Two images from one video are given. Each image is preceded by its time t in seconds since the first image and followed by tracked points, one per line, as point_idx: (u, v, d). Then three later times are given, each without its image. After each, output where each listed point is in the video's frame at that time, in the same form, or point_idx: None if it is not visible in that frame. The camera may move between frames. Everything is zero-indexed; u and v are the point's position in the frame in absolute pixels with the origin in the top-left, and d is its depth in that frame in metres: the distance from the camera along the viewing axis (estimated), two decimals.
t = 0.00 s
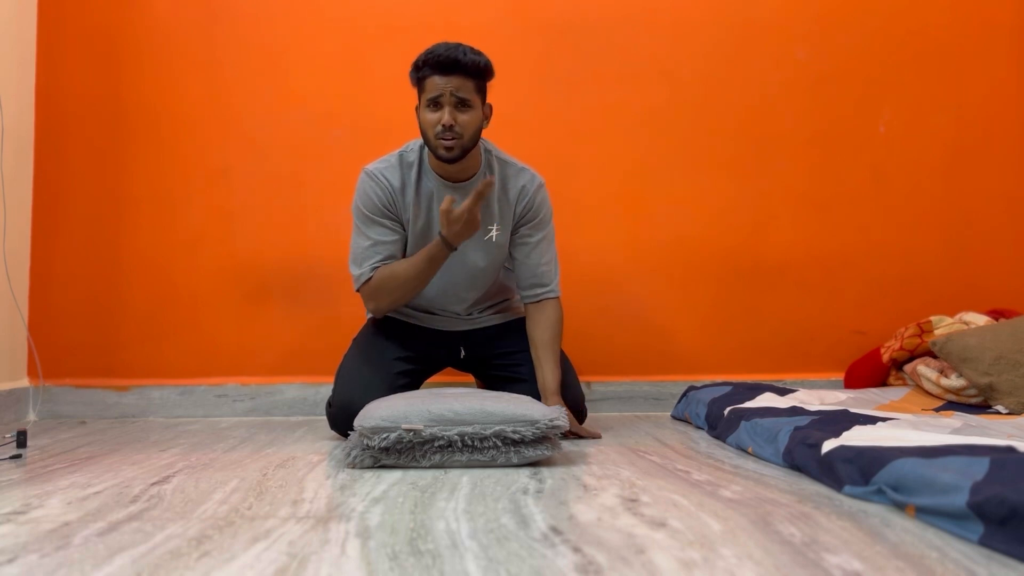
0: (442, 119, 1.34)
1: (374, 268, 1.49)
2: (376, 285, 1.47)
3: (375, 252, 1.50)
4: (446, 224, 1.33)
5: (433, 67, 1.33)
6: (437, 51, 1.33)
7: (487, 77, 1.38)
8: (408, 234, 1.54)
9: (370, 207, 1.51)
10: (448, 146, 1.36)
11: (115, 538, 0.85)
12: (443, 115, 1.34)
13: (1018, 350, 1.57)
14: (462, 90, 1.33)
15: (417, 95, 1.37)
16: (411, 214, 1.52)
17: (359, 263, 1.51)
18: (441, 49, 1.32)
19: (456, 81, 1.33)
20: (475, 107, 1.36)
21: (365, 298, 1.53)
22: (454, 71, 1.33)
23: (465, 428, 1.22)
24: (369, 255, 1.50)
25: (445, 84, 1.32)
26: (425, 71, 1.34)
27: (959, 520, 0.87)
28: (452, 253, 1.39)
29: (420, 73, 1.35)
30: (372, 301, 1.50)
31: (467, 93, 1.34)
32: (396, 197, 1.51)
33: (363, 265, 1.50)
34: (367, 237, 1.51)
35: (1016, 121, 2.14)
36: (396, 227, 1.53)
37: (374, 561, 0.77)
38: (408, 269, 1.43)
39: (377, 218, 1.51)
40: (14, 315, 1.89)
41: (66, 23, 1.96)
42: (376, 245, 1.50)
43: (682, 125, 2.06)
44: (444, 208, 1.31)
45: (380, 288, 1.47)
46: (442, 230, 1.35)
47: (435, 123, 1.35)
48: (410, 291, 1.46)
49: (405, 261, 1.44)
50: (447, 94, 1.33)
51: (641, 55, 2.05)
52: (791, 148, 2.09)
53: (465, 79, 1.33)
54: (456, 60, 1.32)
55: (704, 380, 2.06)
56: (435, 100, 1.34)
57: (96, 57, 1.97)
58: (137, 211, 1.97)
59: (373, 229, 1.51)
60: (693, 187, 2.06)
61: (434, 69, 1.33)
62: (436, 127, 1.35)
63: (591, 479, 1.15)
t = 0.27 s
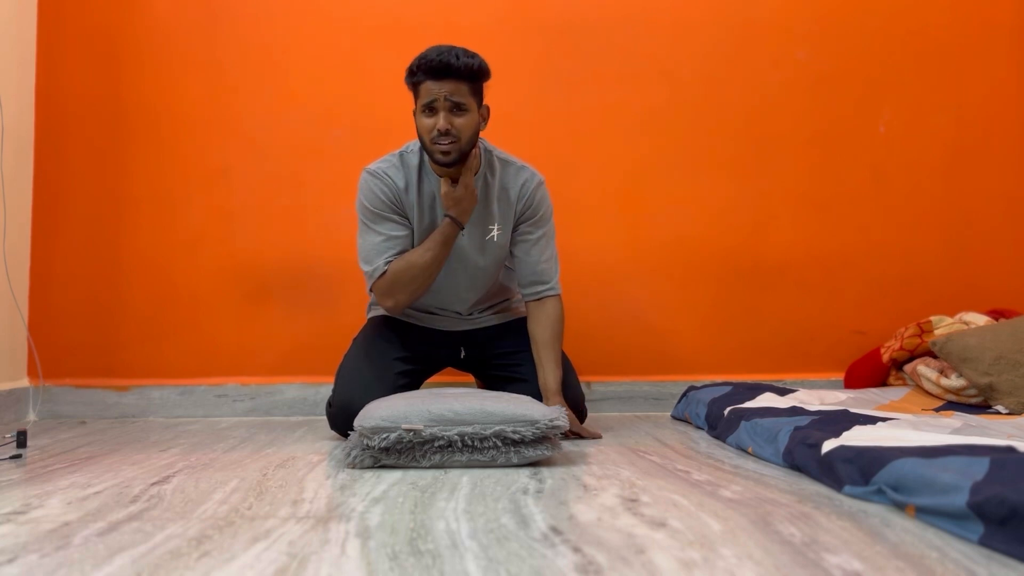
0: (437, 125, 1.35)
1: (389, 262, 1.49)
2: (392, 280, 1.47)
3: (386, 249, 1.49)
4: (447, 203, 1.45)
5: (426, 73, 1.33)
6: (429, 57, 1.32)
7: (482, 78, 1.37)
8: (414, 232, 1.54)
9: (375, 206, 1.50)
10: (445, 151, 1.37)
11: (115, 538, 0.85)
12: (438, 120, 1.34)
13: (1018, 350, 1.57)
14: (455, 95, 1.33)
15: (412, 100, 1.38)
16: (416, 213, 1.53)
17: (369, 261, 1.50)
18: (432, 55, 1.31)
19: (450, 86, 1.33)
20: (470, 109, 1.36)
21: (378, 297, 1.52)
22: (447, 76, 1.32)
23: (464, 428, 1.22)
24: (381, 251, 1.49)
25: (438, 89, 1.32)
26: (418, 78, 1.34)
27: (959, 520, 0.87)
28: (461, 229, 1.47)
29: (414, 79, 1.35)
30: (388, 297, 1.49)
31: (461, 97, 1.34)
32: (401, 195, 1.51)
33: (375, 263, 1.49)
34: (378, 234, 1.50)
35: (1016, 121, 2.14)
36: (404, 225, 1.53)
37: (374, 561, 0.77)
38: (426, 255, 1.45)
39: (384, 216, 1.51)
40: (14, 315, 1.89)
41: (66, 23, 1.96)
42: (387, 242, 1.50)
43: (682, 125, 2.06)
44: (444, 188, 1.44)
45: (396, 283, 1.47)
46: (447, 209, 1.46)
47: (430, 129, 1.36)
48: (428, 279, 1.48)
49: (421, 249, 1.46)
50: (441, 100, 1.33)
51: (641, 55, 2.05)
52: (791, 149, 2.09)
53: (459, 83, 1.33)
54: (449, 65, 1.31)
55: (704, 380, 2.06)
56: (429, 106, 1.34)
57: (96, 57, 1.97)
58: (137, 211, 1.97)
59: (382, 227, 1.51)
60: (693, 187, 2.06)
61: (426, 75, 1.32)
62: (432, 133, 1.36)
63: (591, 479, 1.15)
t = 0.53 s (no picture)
0: (443, 133, 1.33)
1: (392, 265, 1.49)
2: (395, 284, 1.47)
3: (389, 252, 1.50)
4: (449, 206, 1.44)
5: (433, 79, 1.31)
6: (437, 63, 1.30)
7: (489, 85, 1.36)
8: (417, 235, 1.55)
9: (377, 209, 1.51)
10: (450, 158, 1.36)
11: (115, 538, 0.85)
12: (445, 128, 1.33)
13: (1018, 350, 1.57)
14: (463, 102, 1.32)
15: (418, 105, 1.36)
16: (418, 215, 1.53)
17: (372, 264, 1.51)
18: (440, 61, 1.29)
19: (457, 93, 1.31)
20: (477, 116, 1.35)
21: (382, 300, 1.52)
22: (455, 83, 1.31)
23: (465, 428, 1.22)
24: (384, 255, 1.50)
25: (445, 96, 1.31)
26: (426, 83, 1.32)
27: (959, 520, 0.87)
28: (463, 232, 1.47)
29: (421, 84, 1.33)
30: (391, 301, 1.50)
31: (468, 104, 1.32)
32: (403, 197, 1.52)
33: (378, 266, 1.50)
34: (380, 237, 1.51)
35: (1016, 121, 2.14)
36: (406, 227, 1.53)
37: (374, 561, 0.77)
38: (428, 258, 1.46)
39: (387, 219, 1.51)
40: (14, 315, 1.89)
41: (66, 22, 1.96)
42: (390, 245, 1.50)
43: (682, 125, 2.06)
44: (444, 192, 1.43)
45: (399, 286, 1.47)
46: (448, 212, 1.45)
47: (436, 135, 1.34)
48: (431, 282, 1.48)
49: (424, 252, 1.46)
50: (448, 107, 1.32)
51: (641, 55, 2.05)
52: (791, 148, 2.09)
53: (466, 91, 1.32)
54: (456, 71, 1.30)
55: (704, 380, 2.06)
56: (436, 112, 1.33)
57: (96, 57, 1.97)
58: (137, 211, 1.97)
59: (384, 230, 1.51)
60: (693, 187, 2.06)
61: (434, 81, 1.31)
62: (438, 140, 1.35)
63: (591, 479, 1.15)
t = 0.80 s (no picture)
0: (443, 133, 1.33)
1: (392, 263, 1.49)
2: (395, 281, 1.47)
3: (390, 250, 1.50)
4: (450, 205, 1.45)
5: (433, 80, 1.31)
6: (438, 64, 1.30)
7: (490, 87, 1.36)
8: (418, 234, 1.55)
9: (378, 207, 1.51)
10: (450, 159, 1.36)
11: (115, 538, 0.85)
12: (445, 128, 1.33)
13: (1018, 350, 1.57)
14: (463, 103, 1.32)
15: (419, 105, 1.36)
16: (419, 214, 1.53)
17: (372, 262, 1.51)
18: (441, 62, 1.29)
19: (458, 95, 1.31)
20: (477, 118, 1.35)
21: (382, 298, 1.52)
22: (456, 84, 1.30)
23: (465, 428, 1.22)
24: (385, 252, 1.50)
25: (445, 97, 1.31)
26: (426, 84, 1.32)
27: (959, 520, 0.87)
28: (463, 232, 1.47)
29: (422, 85, 1.33)
30: (391, 299, 1.50)
31: (469, 106, 1.32)
32: (404, 197, 1.52)
33: (378, 264, 1.50)
34: (381, 235, 1.51)
35: (1016, 121, 2.14)
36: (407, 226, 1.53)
37: (374, 561, 0.77)
38: (429, 257, 1.46)
39: (387, 217, 1.51)
40: (14, 315, 1.89)
41: (66, 23, 1.96)
42: (390, 243, 1.50)
43: (682, 125, 2.06)
44: (444, 192, 1.44)
45: (399, 284, 1.47)
46: (449, 211, 1.46)
47: (436, 136, 1.34)
48: (431, 281, 1.48)
49: (424, 251, 1.46)
50: (448, 108, 1.32)
51: (640, 55, 2.05)
52: (791, 148, 2.09)
53: (467, 93, 1.31)
54: (457, 73, 1.29)
55: (704, 380, 2.06)
56: (436, 113, 1.33)
57: (96, 57, 1.97)
58: (137, 211, 1.97)
59: (385, 228, 1.51)
60: (693, 187, 2.06)
61: (435, 82, 1.30)
62: (438, 140, 1.34)
63: (591, 479, 1.15)
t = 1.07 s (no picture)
0: (443, 134, 1.33)
1: (392, 264, 1.49)
2: (395, 281, 1.47)
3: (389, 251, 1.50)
4: (449, 205, 1.44)
5: (433, 81, 1.31)
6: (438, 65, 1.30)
7: (491, 89, 1.36)
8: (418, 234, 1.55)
9: (377, 209, 1.51)
10: (450, 159, 1.35)
11: (115, 538, 0.85)
12: (444, 129, 1.33)
13: (1018, 350, 1.57)
14: (463, 104, 1.32)
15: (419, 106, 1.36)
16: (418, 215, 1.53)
17: (373, 263, 1.51)
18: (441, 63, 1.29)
19: (458, 96, 1.31)
20: (477, 120, 1.35)
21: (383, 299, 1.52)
22: (456, 86, 1.30)
23: (465, 428, 1.22)
24: (385, 254, 1.50)
25: (445, 98, 1.31)
26: (427, 85, 1.31)
27: (959, 520, 0.87)
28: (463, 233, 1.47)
29: (422, 85, 1.32)
30: (392, 300, 1.50)
31: (469, 108, 1.32)
32: (404, 197, 1.52)
33: (378, 265, 1.50)
34: (380, 236, 1.51)
35: (1016, 121, 2.15)
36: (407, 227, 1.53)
37: (374, 561, 0.77)
38: (429, 258, 1.46)
39: (387, 219, 1.51)
40: (14, 315, 1.89)
41: (66, 23, 1.96)
42: (389, 245, 1.50)
43: (682, 125, 2.06)
44: (444, 192, 1.43)
45: (399, 283, 1.47)
46: (448, 211, 1.45)
47: (436, 136, 1.34)
48: (431, 282, 1.48)
49: (424, 251, 1.46)
50: (448, 110, 1.31)
51: (640, 55, 2.05)
52: (791, 148, 2.09)
53: (467, 94, 1.31)
54: (458, 75, 1.29)
55: (704, 380, 2.06)
56: (436, 114, 1.32)
57: (96, 57, 1.97)
58: (137, 211, 1.97)
59: (385, 230, 1.52)
60: (693, 187, 2.06)
61: (435, 83, 1.30)
62: (438, 141, 1.34)
63: (591, 479, 1.15)
